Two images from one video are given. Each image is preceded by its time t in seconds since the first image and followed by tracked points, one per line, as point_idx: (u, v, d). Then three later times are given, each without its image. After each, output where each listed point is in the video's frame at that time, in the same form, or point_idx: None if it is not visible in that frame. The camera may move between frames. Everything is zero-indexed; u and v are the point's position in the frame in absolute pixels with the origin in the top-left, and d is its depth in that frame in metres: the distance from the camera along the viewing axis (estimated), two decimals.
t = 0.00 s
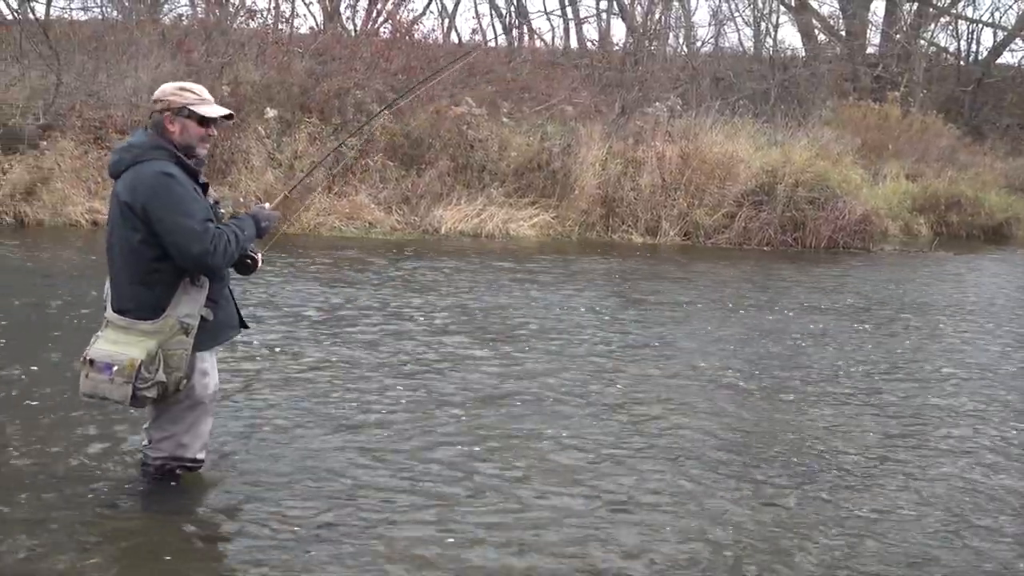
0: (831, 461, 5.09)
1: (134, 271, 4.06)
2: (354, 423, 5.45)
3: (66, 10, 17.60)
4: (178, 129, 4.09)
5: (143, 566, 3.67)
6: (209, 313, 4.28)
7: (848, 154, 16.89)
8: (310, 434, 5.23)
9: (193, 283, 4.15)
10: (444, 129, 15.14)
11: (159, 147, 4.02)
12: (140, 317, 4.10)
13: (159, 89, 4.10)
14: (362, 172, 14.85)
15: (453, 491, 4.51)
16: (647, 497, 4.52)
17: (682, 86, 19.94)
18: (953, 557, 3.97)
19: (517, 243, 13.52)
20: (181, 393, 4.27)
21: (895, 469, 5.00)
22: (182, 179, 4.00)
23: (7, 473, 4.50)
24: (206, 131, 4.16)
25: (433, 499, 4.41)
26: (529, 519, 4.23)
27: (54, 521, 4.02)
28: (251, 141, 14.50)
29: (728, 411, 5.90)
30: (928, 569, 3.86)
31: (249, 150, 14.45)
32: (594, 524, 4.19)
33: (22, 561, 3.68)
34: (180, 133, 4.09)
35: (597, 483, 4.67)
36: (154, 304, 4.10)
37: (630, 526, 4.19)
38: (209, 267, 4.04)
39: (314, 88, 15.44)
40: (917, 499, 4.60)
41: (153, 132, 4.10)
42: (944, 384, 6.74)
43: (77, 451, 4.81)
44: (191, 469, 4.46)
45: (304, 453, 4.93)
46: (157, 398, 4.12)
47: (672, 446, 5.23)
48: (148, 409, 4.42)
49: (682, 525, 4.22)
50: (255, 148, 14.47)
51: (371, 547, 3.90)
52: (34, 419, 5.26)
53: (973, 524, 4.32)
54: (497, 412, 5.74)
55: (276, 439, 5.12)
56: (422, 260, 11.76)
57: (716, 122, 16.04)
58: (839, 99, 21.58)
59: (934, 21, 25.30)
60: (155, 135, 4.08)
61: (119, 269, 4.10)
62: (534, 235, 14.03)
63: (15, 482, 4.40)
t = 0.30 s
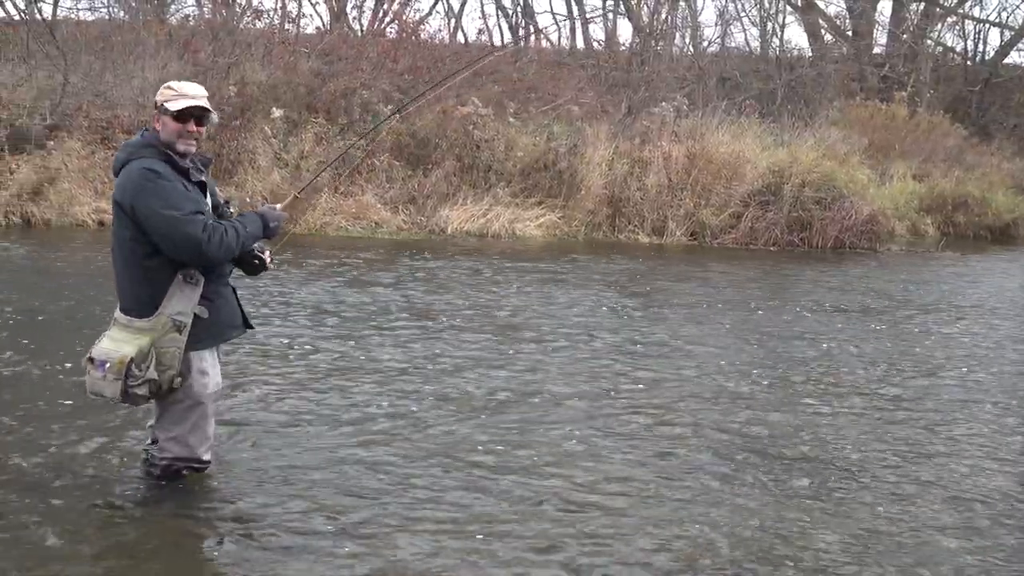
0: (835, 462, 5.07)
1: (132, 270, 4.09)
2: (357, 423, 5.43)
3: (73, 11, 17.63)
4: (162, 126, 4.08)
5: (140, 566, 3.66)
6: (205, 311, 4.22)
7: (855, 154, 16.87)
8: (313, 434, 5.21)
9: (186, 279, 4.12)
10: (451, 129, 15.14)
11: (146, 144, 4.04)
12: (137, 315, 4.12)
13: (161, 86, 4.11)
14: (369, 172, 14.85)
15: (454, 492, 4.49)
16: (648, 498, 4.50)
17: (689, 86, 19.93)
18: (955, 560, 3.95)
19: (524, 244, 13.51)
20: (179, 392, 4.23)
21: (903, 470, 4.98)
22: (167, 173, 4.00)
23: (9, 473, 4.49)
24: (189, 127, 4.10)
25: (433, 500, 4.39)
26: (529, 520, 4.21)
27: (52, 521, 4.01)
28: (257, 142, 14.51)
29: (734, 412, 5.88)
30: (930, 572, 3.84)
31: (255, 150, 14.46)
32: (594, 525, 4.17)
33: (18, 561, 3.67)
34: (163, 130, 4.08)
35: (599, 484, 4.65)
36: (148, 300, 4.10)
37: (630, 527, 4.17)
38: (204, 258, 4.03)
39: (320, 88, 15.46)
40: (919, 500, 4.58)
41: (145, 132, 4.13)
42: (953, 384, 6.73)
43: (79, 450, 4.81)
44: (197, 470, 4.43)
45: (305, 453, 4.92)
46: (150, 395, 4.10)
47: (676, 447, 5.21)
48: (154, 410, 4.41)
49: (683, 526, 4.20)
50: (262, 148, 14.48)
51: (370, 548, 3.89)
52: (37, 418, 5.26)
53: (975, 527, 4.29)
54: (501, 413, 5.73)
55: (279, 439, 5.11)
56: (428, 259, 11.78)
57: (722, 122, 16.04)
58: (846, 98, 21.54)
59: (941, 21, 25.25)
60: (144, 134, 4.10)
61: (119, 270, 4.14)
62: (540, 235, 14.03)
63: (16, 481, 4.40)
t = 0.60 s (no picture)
0: (838, 462, 5.05)
1: (134, 269, 4.11)
2: (359, 423, 5.42)
3: (79, 12, 17.65)
4: (165, 127, 4.09)
5: (137, 567, 3.65)
6: (201, 311, 4.21)
7: (860, 154, 16.85)
8: (315, 434, 5.21)
9: (182, 278, 4.11)
10: (456, 129, 15.14)
11: (149, 145, 4.06)
12: (135, 315, 4.14)
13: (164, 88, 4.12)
14: (374, 172, 14.85)
15: (454, 492, 4.48)
16: (649, 497, 4.49)
17: (694, 86, 19.92)
18: (957, 560, 3.94)
19: (529, 244, 13.51)
20: (177, 392, 4.21)
21: (909, 470, 4.98)
22: (167, 173, 4.01)
23: (11, 472, 4.50)
24: (191, 126, 4.09)
25: (434, 500, 4.38)
26: (530, 520, 4.20)
27: (52, 521, 4.01)
28: (263, 142, 14.52)
29: (740, 412, 5.87)
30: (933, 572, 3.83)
31: (260, 150, 14.47)
32: (595, 525, 4.16)
33: (17, 561, 3.67)
34: (166, 131, 4.09)
35: (600, 484, 4.64)
36: (145, 300, 4.11)
37: (631, 527, 4.16)
38: (202, 258, 4.03)
39: (325, 89, 15.46)
40: (920, 500, 4.56)
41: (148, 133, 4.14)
42: (958, 384, 6.73)
43: (82, 449, 4.81)
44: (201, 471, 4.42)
45: (307, 453, 4.91)
46: (146, 394, 4.12)
47: (678, 447, 5.20)
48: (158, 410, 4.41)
49: (683, 526, 4.18)
50: (268, 149, 14.48)
51: (370, 549, 3.87)
52: (41, 418, 5.26)
53: (978, 527, 4.28)
54: (503, 412, 5.72)
55: (281, 439, 5.10)
56: (433, 259, 11.79)
57: (728, 122, 16.03)
58: (851, 98, 21.52)
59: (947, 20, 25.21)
60: (147, 135, 4.12)
61: (123, 270, 4.16)
62: (546, 235, 14.03)
63: (18, 480, 4.40)
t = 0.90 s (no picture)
0: (843, 462, 5.04)
1: (138, 268, 4.11)
2: (363, 423, 5.41)
3: (83, 13, 17.68)
4: (174, 127, 4.09)
5: (138, 568, 3.64)
6: (208, 310, 4.21)
7: (864, 154, 16.83)
8: (319, 433, 5.20)
9: (189, 278, 4.12)
10: (460, 129, 15.14)
11: (155, 145, 4.06)
12: (142, 315, 4.14)
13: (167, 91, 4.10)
14: (378, 172, 14.86)
15: (458, 492, 4.47)
16: (653, 497, 4.47)
17: (698, 86, 19.92)
18: (963, 561, 3.91)
19: (534, 244, 13.51)
20: (185, 391, 4.21)
21: (913, 470, 4.96)
22: (172, 172, 4.02)
23: (15, 472, 4.50)
24: (199, 125, 4.08)
25: (436, 500, 4.37)
26: (534, 520, 4.19)
27: (55, 521, 4.01)
28: (267, 142, 14.54)
29: (744, 412, 5.87)
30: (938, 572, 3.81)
31: (264, 151, 14.49)
32: (598, 524, 4.15)
33: (19, 561, 3.67)
34: (175, 131, 4.09)
35: (604, 483, 4.62)
36: (151, 300, 4.12)
37: (634, 526, 4.14)
38: (207, 257, 4.04)
39: (330, 89, 15.47)
40: (924, 501, 4.54)
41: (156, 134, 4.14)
42: (962, 385, 6.72)
43: (87, 450, 4.82)
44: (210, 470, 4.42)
45: (311, 452, 4.90)
46: (154, 394, 4.12)
47: (683, 447, 5.18)
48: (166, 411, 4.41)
49: (687, 526, 4.17)
50: (272, 149, 14.49)
51: (373, 548, 3.86)
52: (45, 418, 5.26)
53: (984, 528, 4.26)
54: (508, 412, 5.70)
55: (285, 439, 5.10)
56: (437, 259, 11.81)
57: (732, 122, 16.02)
58: (857, 98, 21.49)
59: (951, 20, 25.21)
60: (152, 135, 4.12)
61: (127, 270, 4.16)
62: (550, 235, 14.03)
63: (21, 480, 4.41)
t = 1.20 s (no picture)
0: (848, 462, 5.02)
1: (145, 268, 4.11)
2: (366, 422, 5.39)
3: (87, 13, 17.70)
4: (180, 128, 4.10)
5: (142, 569, 3.63)
6: (218, 309, 4.22)
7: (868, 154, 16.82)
8: (322, 433, 5.18)
9: (200, 277, 4.12)
10: (464, 129, 15.15)
11: (161, 145, 4.06)
12: (152, 316, 4.13)
13: (169, 93, 4.07)
14: (382, 172, 14.86)
15: (462, 492, 4.45)
16: (660, 497, 4.47)
17: (702, 86, 19.91)
18: (969, 563, 3.90)
19: (537, 244, 13.52)
20: (202, 389, 4.22)
21: (919, 469, 4.96)
22: (178, 173, 4.02)
23: (18, 474, 4.48)
24: (206, 125, 4.09)
25: (444, 499, 4.37)
26: (539, 521, 4.17)
27: (59, 521, 4.00)
28: (271, 143, 14.55)
29: (751, 410, 5.87)
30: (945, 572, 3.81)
31: (268, 151, 14.51)
32: (605, 524, 4.15)
33: (23, 561, 3.66)
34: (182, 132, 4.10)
35: (608, 484, 4.61)
36: (162, 300, 4.12)
37: (639, 528, 4.13)
38: (213, 258, 4.03)
39: (334, 89, 15.47)
40: (932, 500, 4.54)
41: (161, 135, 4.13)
42: (968, 384, 6.72)
43: (94, 449, 4.82)
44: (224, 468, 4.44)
45: (315, 452, 4.88)
46: (169, 394, 4.09)
47: (688, 446, 5.16)
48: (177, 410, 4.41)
49: (692, 527, 4.15)
50: (276, 149, 14.56)
51: (377, 549, 3.85)
52: (48, 419, 5.25)
53: (990, 528, 4.24)
54: (512, 412, 5.68)
55: (289, 438, 5.08)
56: (441, 259, 11.83)
57: (736, 122, 16.01)
58: (861, 97, 21.48)
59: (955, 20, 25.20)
60: (158, 135, 4.12)
61: (134, 271, 4.16)
62: (554, 235, 14.03)
63: (26, 481, 4.40)
